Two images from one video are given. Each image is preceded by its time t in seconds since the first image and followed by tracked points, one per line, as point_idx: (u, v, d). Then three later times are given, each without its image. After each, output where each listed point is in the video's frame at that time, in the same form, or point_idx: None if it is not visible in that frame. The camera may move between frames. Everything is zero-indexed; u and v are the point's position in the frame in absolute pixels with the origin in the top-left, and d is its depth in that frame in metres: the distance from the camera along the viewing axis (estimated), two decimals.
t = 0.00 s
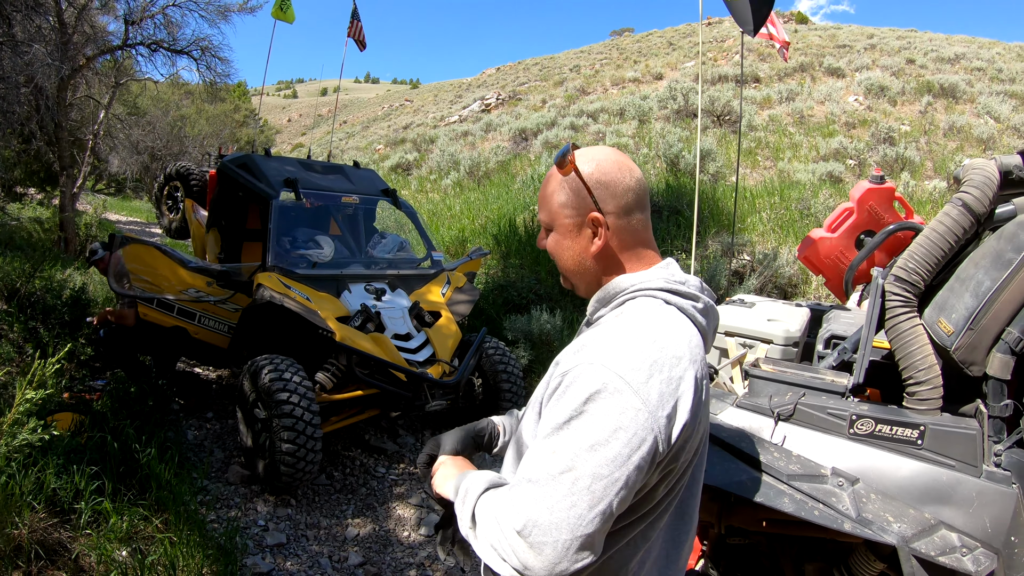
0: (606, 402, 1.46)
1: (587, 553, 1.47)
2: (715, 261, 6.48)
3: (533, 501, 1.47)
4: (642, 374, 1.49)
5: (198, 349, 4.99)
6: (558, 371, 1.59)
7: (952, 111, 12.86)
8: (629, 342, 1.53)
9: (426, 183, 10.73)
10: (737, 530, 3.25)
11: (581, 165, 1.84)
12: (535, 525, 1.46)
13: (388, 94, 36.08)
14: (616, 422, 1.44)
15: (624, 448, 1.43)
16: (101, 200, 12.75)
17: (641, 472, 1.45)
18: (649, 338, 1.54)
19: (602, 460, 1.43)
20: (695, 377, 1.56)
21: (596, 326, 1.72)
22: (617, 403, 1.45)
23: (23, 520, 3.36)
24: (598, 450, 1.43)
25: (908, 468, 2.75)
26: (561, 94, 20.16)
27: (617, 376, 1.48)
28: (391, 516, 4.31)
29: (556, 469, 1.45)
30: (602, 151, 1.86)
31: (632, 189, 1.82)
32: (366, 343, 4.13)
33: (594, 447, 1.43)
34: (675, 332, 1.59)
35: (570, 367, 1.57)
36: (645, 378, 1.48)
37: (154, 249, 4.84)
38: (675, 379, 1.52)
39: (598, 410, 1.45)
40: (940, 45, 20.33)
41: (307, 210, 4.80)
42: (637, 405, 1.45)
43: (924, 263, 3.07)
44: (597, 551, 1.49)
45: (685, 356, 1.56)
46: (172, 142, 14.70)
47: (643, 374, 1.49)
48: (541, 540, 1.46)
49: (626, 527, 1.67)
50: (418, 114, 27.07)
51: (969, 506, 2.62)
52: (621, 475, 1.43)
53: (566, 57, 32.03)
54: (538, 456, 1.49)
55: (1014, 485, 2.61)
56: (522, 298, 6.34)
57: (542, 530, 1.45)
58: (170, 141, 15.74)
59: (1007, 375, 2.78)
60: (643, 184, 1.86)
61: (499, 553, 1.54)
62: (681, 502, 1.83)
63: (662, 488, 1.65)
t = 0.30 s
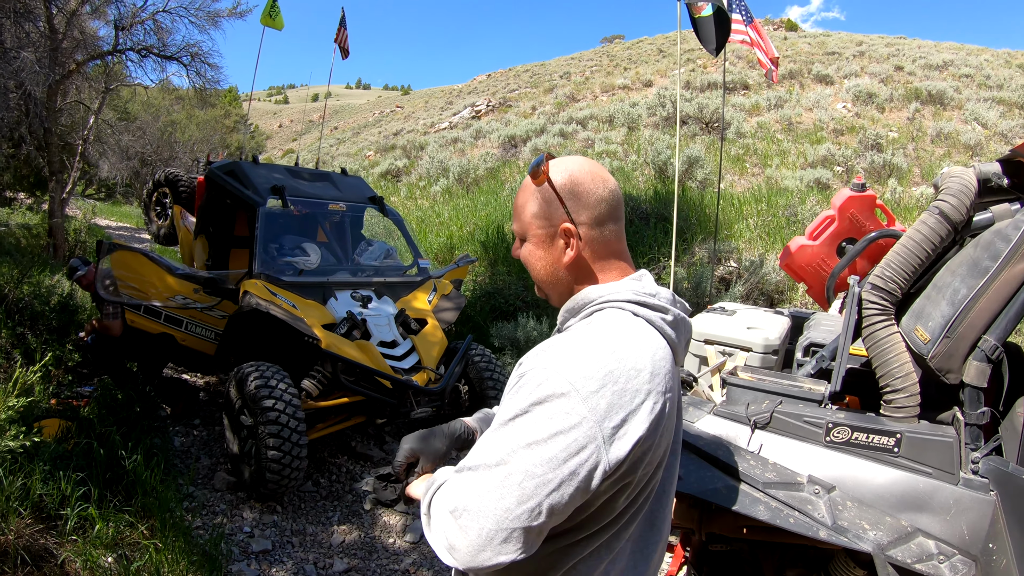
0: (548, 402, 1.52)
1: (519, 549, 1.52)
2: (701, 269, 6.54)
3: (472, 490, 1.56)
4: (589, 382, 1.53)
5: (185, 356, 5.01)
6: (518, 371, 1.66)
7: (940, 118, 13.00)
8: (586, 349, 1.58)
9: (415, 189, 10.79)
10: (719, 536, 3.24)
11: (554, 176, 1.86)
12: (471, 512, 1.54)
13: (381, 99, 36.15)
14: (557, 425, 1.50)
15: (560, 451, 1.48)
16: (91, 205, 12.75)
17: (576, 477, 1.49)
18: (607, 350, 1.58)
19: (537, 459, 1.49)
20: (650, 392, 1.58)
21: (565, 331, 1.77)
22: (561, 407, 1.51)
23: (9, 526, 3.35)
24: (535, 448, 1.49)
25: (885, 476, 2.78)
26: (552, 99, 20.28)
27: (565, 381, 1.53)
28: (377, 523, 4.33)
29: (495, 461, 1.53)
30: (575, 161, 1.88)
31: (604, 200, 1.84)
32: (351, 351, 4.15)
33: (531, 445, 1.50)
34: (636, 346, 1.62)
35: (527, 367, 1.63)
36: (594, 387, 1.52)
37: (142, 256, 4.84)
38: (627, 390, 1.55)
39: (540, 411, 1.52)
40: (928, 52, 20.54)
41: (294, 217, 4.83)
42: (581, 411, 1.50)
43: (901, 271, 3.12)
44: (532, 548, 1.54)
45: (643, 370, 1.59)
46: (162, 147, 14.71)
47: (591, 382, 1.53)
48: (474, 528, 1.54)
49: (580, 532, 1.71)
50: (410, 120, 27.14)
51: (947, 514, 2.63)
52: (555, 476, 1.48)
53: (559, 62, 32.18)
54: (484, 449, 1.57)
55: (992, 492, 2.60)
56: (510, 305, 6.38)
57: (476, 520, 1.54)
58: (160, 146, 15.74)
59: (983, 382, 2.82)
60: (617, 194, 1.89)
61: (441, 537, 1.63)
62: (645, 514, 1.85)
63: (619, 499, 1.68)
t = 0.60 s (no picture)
0: (538, 424, 1.50)
1: (529, 569, 1.52)
2: (687, 272, 6.57)
3: (475, 523, 1.53)
4: (574, 393, 1.52)
5: (170, 360, 4.98)
6: (493, 391, 1.63)
7: (924, 121, 13.13)
8: (564, 360, 1.57)
9: (402, 193, 10.79)
10: (706, 538, 3.23)
11: (528, 177, 1.87)
12: (481, 546, 1.51)
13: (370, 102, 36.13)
14: (551, 444, 1.48)
15: (560, 470, 1.47)
16: (76, 208, 12.68)
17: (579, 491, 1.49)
18: (585, 357, 1.58)
19: (539, 483, 1.47)
20: (631, 394, 1.59)
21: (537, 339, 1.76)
22: (552, 424, 1.49)
23: None
24: (534, 472, 1.48)
25: (871, 476, 2.80)
26: (540, 103, 20.36)
27: (551, 397, 1.51)
28: (364, 527, 4.31)
29: (496, 492, 1.51)
30: (547, 162, 1.90)
31: (579, 196, 1.85)
32: (337, 355, 4.13)
33: (530, 469, 1.48)
34: (612, 347, 1.63)
35: (504, 386, 1.60)
36: (580, 398, 1.52)
37: (127, 259, 4.80)
38: (611, 395, 1.56)
39: (531, 434, 1.49)
40: (913, 56, 20.74)
41: (279, 220, 4.81)
42: (572, 425, 1.49)
43: (886, 271, 3.15)
44: (543, 566, 1.55)
45: (622, 373, 1.60)
46: (147, 150, 14.65)
47: (576, 394, 1.53)
48: (487, 560, 1.52)
49: (570, 541, 1.71)
50: (399, 123, 27.18)
51: (935, 512, 2.65)
52: (559, 494, 1.48)
53: (547, 66, 32.29)
54: (475, 480, 1.53)
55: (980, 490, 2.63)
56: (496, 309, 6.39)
57: (488, 551, 1.51)
58: (146, 149, 15.67)
59: (971, 380, 2.82)
60: (591, 191, 1.90)
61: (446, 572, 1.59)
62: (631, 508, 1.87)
63: (605, 504, 1.69)
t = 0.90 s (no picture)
0: (533, 426, 1.50)
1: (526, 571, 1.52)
2: (679, 272, 6.59)
3: (472, 526, 1.53)
4: (569, 395, 1.52)
5: (162, 361, 4.96)
6: (486, 393, 1.62)
7: (915, 123, 13.22)
8: (557, 361, 1.57)
9: (395, 193, 10.80)
10: (701, 537, 3.22)
11: (521, 175, 1.88)
12: (481, 551, 1.51)
13: (362, 103, 36.09)
14: (546, 446, 1.48)
15: (556, 472, 1.47)
16: (66, 209, 12.61)
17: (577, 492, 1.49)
18: (579, 357, 1.59)
19: (535, 485, 1.47)
20: (625, 394, 1.59)
21: (530, 339, 1.76)
22: (547, 426, 1.49)
23: None
24: (530, 475, 1.48)
25: (865, 474, 2.81)
26: (532, 104, 20.40)
27: (545, 399, 1.51)
28: (357, 529, 4.31)
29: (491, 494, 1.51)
30: (540, 160, 1.91)
31: (571, 194, 1.87)
32: (329, 355, 4.12)
33: (526, 472, 1.48)
34: (605, 348, 1.64)
35: (497, 389, 1.59)
36: (574, 399, 1.52)
37: (117, 259, 4.80)
38: (605, 396, 1.56)
39: (527, 436, 1.49)
40: (903, 58, 20.87)
41: (271, 220, 4.80)
42: (567, 426, 1.49)
43: (879, 270, 3.17)
44: (541, 568, 1.55)
45: (615, 373, 1.60)
46: (138, 151, 14.62)
47: (571, 395, 1.53)
48: (486, 564, 1.51)
49: (565, 542, 1.71)
50: (391, 124, 27.16)
51: (928, 510, 2.67)
52: (556, 496, 1.48)
53: (540, 67, 32.34)
54: (470, 484, 1.53)
55: (972, 488, 2.66)
56: (489, 310, 6.40)
57: (486, 555, 1.51)
58: (137, 149, 15.61)
59: (963, 379, 2.82)
60: (583, 190, 1.91)
61: None
62: (626, 509, 1.88)
63: (599, 504, 1.69)
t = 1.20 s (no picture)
0: (540, 427, 1.48)
1: (536, 573, 1.51)
2: (680, 269, 6.57)
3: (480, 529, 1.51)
4: (575, 394, 1.51)
5: (163, 361, 4.96)
6: (489, 393, 1.61)
7: (916, 117, 13.17)
8: (561, 359, 1.55)
9: (395, 192, 10.79)
10: (704, 534, 3.26)
11: (526, 166, 1.86)
12: (489, 554, 1.50)
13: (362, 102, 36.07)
14: (552, 446, 1.47)
15: (564, 473, 1.46)
16: (66, 210, 12.61)
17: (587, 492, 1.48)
18: (584, 355, 1.57)
19: (543, 487, 1.46)
20: (630, 391, 1.58)
21: (531, 337, 1.74)
22: (554, 426, 1.48)
23: None
24: (538, 476, 1.46)
25: (869, 470, 2.79)
26: (532, 101, 20.37)
27: (551, 399, 1.50)
28: (359, 528, 4.30)
29: (498, 498, 1.49)
30: (546, 152, 1.88)
31: (576, 188, 1.85)
32: (330, 354, 4.11)
33: (533, 474, 1.46)
34: (610, 345, 1.62)
35: (500, 389, 1.58)
36: (580, 398, 1.50)
37: (117, 259, 4.80)
38: (611, 394, 1.55)
39: (534, 437, 1.48)
40: (904, 53, 20.81)
41: (271, 219, 4.79)
42: (573, 425, 1.48)
43: (882, 265, 3.15)
44: (551, 568, 1.54)
45: (620, 370, 1.59)
46: (137, 151, 14.61)
47: (577, 394, 1.51)
48: (496, 567, 1.50)
49: (571, 540, 1.70)
50: (392, 122, 27.14)
51: (933, 506, 2.65)
52: (565, 497, 1.46)
53: (540, 65, 32.29)
54: (476, 486, 1.52)
55: (978, 483, 2.63)
56: (490, 308, 6.39)
57: (495, 557, 1.50)
58: (137, 150, 15.61)
59: (968, 374, 2.82)
60: (589, 185, 1.89)
61: None
62: (632, 505, 1.87)
63: (606, 503, 1.67)
